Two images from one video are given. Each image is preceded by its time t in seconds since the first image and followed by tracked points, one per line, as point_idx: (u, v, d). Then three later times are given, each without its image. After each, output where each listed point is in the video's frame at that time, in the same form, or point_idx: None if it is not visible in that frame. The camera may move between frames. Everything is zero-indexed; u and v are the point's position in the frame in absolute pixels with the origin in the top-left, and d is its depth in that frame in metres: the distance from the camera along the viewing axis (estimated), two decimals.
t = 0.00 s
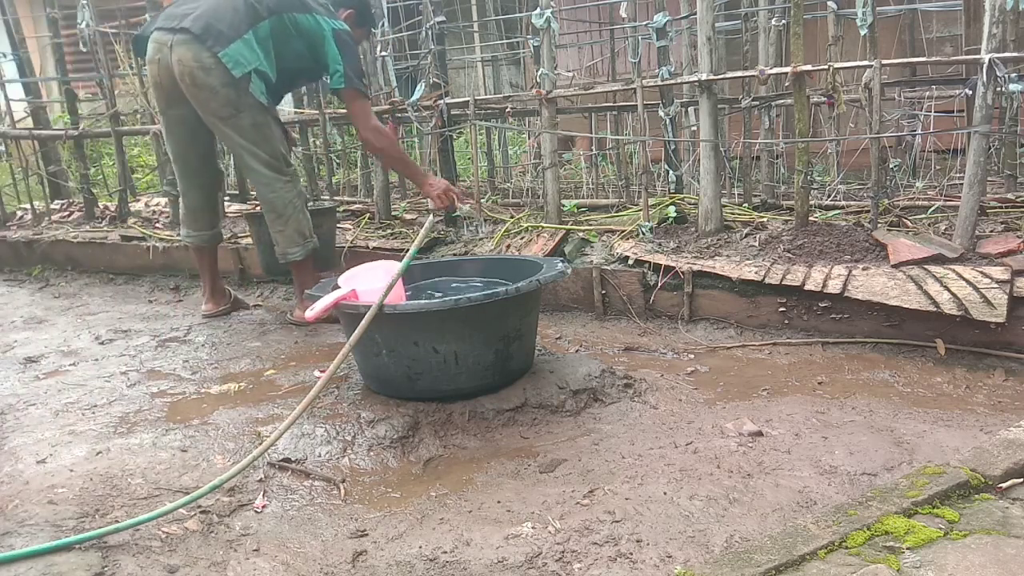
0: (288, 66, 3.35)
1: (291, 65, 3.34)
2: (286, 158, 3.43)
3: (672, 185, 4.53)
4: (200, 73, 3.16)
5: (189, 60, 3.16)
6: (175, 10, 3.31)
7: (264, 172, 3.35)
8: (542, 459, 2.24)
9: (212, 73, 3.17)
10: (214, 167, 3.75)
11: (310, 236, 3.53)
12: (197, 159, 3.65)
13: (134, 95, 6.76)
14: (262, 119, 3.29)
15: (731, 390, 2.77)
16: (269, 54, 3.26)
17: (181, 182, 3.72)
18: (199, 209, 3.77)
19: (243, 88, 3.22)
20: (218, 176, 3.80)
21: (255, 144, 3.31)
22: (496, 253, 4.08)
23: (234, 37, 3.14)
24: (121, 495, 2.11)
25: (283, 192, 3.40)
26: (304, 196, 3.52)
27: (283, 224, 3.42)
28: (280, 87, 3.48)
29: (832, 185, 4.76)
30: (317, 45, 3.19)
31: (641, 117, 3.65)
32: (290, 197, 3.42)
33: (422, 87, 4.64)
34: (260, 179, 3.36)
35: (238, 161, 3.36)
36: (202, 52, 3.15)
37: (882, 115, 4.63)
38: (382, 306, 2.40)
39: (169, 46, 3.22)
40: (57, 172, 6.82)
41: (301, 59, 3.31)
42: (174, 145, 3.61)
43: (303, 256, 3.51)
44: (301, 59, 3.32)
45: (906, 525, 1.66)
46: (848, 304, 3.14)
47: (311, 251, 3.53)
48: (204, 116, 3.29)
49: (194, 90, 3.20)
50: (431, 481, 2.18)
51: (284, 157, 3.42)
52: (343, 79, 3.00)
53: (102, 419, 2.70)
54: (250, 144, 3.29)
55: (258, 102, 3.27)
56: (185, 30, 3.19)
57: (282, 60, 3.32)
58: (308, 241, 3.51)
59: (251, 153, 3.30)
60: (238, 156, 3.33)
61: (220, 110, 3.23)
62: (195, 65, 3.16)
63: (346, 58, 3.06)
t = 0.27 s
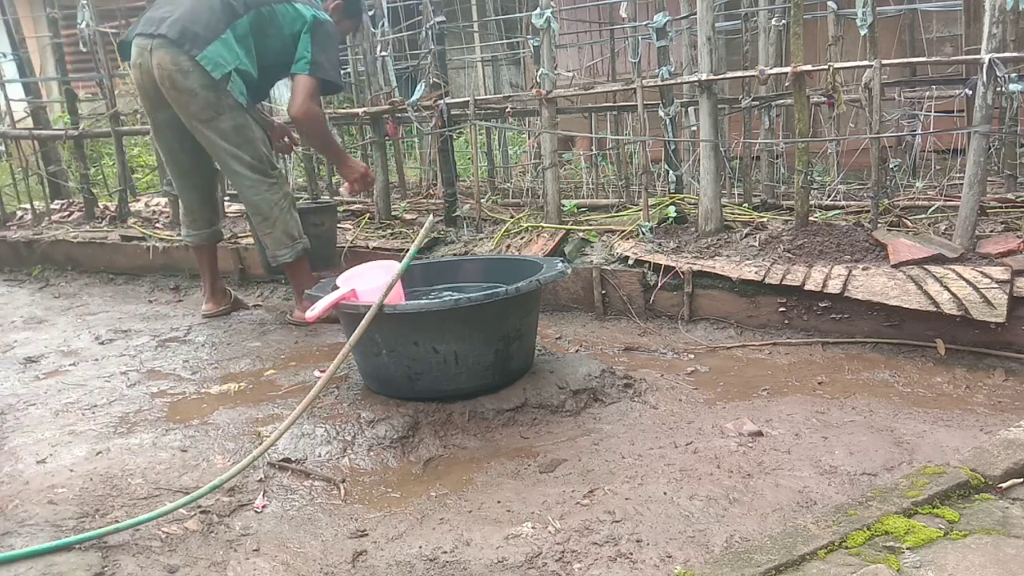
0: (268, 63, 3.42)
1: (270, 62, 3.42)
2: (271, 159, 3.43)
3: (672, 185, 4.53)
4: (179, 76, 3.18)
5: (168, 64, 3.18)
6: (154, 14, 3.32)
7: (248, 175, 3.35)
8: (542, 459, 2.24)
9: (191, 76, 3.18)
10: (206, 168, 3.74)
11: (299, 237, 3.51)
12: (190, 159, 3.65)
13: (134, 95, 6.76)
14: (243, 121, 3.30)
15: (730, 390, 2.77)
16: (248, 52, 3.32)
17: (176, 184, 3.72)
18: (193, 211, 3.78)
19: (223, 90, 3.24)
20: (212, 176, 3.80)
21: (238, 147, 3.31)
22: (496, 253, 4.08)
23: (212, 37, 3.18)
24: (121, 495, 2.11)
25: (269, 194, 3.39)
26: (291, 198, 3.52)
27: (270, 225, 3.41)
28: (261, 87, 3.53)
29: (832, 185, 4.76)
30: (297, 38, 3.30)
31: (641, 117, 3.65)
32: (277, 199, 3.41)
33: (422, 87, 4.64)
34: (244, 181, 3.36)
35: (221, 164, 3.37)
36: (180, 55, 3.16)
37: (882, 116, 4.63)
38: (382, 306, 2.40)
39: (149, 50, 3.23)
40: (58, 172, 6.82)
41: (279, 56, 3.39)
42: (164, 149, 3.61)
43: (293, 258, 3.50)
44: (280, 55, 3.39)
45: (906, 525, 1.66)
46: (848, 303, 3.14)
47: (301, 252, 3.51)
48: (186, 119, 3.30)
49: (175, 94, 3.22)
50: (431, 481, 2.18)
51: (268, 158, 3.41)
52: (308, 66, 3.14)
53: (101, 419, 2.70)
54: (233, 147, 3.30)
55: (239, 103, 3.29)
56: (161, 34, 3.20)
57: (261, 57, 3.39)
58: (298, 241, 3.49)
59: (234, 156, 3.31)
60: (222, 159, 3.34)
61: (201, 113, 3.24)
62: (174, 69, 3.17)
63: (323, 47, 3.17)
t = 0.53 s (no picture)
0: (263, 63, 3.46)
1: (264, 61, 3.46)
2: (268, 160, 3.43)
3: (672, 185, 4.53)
4: (174, 79, 3.18)
5: (163, 67, 3.18)
6: (147, 18, 3.32)
7: (246, 176, 3.35)
8: (542, 459, 2.24)
9: (185, 79, 3.18)
10: (205, 169, 3.74)
11: (298, 237, 3.51)
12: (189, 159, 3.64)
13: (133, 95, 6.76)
14: (239, 123, 3.30)
15: (730, 390, 2.77)
16: (243, 53, 3.33)
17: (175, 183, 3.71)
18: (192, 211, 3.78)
19: (218, 93, 3.24)
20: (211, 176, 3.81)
21: (234, 148, 3.31)
22: (496, 253, 4.08)
23: (206, 39, 3.18)
24: (121, 495, 2.11)
25: (266, 195, 3.39)
26: (289, 198, 3.52)
27: (268, 226, 3.41)
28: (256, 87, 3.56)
29: (832, 185, 4.76)
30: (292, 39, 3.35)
31: (641, 117, 3.65)
32: (274, 199, 3.41)
33: (422, 87, 4.64)
34: (242, 183, 3.35)
35: (218, 166, 3.37)
36: (174, 58, 3.16)
37: (882, 115, 4.63)
38: (382, 306, 2.40)
39: (143, 53, 3.23)
40: (58, 172, 6.82)
41: (273, 56, 3.44)
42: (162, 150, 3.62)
43: (292, 258, 3.49)
44: (275, 55, 3.44)
45: (906, 525, 1.66)
46: (848, 303, 3.14)
47: (301, 252, 3.51)
48: (181, 122, 3.30)
49: (169, 96, 3.22)
50: (431, 481, 2.18)
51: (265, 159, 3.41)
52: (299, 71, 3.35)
53: (101, 419, 2.70)
54: (229, 149, 3.30)
55: (234, 106, 3.29)
56: (155, 38, 3.20)
57: (255, 57, 3.42)
58: (296, 241, 3.49)
59: (230, 158, 3.30)
60: (218, 161, 3.33)
61: (197, 115, 3.24)
62: (169, 72, 3.17)
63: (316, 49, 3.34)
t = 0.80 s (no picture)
0: (266, 64, 3.45)
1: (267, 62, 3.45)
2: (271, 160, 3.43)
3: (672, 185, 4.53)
4: (179, 78, 3.18)
5: (167, 65, 3.17)
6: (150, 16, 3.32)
7: (249, 176, 3.35)
8: (542, 459, 2.24)
9: (190, 77, 3.18)
10: (205, 169, 3.75)
11: (300, 238, 3.51)
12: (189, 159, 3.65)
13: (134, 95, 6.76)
14: (243, 122, 3.30)
15: (730, 390, 2.77)
16: (246, 53, 3.34)
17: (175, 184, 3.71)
18: (192, 211, 3.78)
19: (222, 92, 3.24)
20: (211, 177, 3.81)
21: (238, 148, 3.31)
22: (496, 253, 4.08)
23: (210, 39, 3.18)
24: (121, 495, 2.11)
25: (269, 195, 3.39)
26: (291, 198, 3.52)
27: (271, 226, 3.40)
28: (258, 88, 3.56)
29: (832, 185, 4.76)
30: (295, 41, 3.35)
31: (641, 117, 3.65)
32: (277, 199, 3.41)
33: (422, 87, 4.64)
34: (245, 183, 3.35)
35: (221, 165, 3.36)
36: (179, 56, 3.16)
37: (882, 116, 4.63)
38: (382, 306, 2.40)
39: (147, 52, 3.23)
40: (58, 172, 6.82)
41: (277, 58, 3.44)
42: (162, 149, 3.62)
43: (294, 258, 3.49)
44: (278, 57, 3.44)
45: (906, 525, 1.66)
46: (848, 304, 3.14)
47: (302, 252, 3.51)
48: (185, 121, 3.30)
49: (173, 95, 3.22)
50: (431, 481, 2.18)
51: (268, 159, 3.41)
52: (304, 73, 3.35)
53: (101, 419, 2.70)
54: (232, 148, 3.30)
55: (238, 105, 3.29)
56: (160, 36, 3.19)
57: (258, 58, 3.42)
58: (298, 242, 3.49)
59: (234, 157, 3.30)
60: (221, 160, 3.33)
61: (201, 115, 3.24)
62: (173, 70, 3.17)
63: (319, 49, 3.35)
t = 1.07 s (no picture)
0: (274, 63, 3.46)
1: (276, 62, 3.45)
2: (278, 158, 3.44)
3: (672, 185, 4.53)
4: (190, 74, 3.18)
5: (178, 61, 3.18)
6: (160, 13, 3.32)
7: (256, 174, 3.35)
8: (542, 459, 2.24)
9: (201, 74, 3.18)
10: (207, 169, 3.75)
11: (305, 237, 3.52)
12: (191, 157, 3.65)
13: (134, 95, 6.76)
14: (252, 120, 3.31)
15: (730, 390, 2.77)
16: (256, 51, 3.34)
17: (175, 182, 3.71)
18: (193, 211, 3.77)
19: (232, 89, 3.24)
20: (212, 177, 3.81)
21: (246, 145, 3.31)
22: (496, 253, 4.08)
23: (221, 36, 3.18)
24: (121, 495, 2.11)
25: (276, 193, 3.39)
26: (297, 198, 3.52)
27: (277, 225, 3.41)
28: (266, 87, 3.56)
29: (832, 185, 4.76)
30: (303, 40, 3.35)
31: (641, 117, 3.65)
32: (283, 198, 3.41)
33: (422, 87, 4.64)
34: (251, 180, 3.35)
35: (229, 163, 3.36)
36: (191, 53, 3.16)
37: (882, 116, 4.63)
38: (382, 306, 2.40)
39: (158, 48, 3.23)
40: (58, 172, 6.82)
41: (285, 57, 3.44)
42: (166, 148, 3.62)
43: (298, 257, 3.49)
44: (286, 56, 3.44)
45: (906, 525, 1.66)
46: (848, 303, 3.14)
47: (306, 252, 3.51)
48: (194, 118, 3.30)
49: (184, 91, 3.22)
50: (431, 481, 2.18)
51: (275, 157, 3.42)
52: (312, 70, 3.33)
53: (101, 419, 2.70)
54: (241, 146, 3.30)
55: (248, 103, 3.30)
56: (171, 32, 3.19)
57: (267, 57, 3.42)
58: (303, 241, 3.50)
59: (242, 155, 3.30)
60: (229, 157, 3.33)
61: (210, 111, 3.24)
62: (185, 66, 3.17)
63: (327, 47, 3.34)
